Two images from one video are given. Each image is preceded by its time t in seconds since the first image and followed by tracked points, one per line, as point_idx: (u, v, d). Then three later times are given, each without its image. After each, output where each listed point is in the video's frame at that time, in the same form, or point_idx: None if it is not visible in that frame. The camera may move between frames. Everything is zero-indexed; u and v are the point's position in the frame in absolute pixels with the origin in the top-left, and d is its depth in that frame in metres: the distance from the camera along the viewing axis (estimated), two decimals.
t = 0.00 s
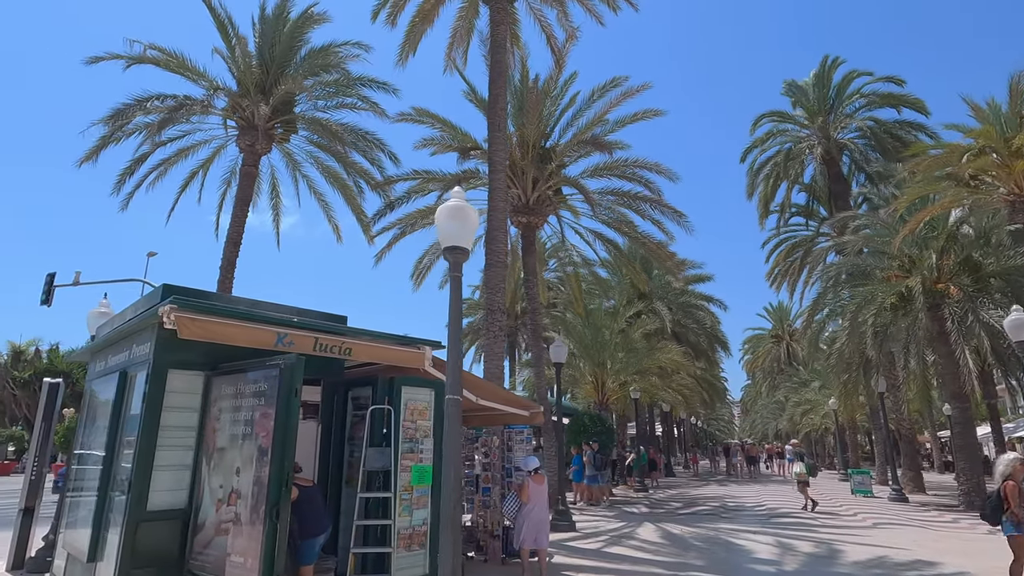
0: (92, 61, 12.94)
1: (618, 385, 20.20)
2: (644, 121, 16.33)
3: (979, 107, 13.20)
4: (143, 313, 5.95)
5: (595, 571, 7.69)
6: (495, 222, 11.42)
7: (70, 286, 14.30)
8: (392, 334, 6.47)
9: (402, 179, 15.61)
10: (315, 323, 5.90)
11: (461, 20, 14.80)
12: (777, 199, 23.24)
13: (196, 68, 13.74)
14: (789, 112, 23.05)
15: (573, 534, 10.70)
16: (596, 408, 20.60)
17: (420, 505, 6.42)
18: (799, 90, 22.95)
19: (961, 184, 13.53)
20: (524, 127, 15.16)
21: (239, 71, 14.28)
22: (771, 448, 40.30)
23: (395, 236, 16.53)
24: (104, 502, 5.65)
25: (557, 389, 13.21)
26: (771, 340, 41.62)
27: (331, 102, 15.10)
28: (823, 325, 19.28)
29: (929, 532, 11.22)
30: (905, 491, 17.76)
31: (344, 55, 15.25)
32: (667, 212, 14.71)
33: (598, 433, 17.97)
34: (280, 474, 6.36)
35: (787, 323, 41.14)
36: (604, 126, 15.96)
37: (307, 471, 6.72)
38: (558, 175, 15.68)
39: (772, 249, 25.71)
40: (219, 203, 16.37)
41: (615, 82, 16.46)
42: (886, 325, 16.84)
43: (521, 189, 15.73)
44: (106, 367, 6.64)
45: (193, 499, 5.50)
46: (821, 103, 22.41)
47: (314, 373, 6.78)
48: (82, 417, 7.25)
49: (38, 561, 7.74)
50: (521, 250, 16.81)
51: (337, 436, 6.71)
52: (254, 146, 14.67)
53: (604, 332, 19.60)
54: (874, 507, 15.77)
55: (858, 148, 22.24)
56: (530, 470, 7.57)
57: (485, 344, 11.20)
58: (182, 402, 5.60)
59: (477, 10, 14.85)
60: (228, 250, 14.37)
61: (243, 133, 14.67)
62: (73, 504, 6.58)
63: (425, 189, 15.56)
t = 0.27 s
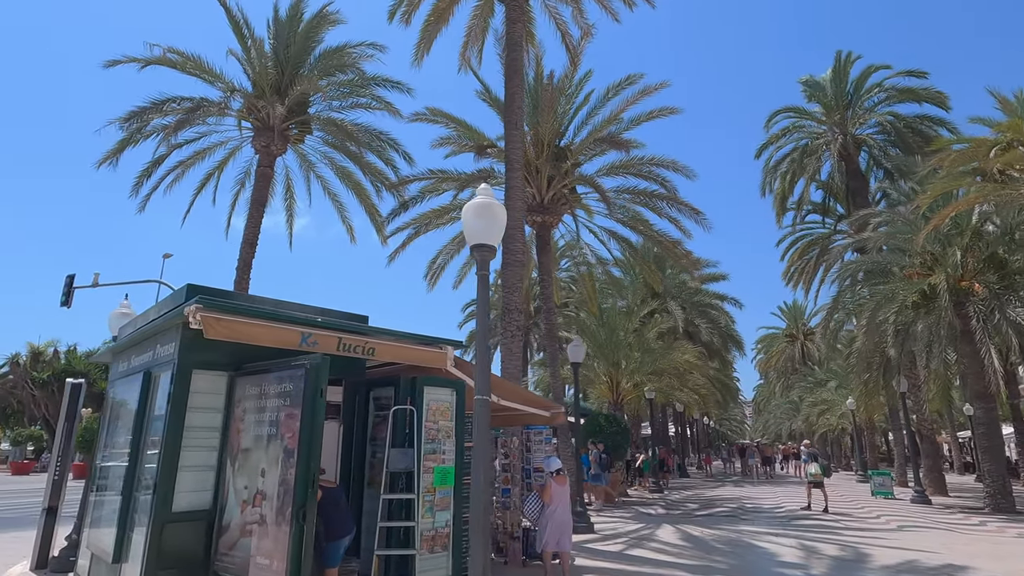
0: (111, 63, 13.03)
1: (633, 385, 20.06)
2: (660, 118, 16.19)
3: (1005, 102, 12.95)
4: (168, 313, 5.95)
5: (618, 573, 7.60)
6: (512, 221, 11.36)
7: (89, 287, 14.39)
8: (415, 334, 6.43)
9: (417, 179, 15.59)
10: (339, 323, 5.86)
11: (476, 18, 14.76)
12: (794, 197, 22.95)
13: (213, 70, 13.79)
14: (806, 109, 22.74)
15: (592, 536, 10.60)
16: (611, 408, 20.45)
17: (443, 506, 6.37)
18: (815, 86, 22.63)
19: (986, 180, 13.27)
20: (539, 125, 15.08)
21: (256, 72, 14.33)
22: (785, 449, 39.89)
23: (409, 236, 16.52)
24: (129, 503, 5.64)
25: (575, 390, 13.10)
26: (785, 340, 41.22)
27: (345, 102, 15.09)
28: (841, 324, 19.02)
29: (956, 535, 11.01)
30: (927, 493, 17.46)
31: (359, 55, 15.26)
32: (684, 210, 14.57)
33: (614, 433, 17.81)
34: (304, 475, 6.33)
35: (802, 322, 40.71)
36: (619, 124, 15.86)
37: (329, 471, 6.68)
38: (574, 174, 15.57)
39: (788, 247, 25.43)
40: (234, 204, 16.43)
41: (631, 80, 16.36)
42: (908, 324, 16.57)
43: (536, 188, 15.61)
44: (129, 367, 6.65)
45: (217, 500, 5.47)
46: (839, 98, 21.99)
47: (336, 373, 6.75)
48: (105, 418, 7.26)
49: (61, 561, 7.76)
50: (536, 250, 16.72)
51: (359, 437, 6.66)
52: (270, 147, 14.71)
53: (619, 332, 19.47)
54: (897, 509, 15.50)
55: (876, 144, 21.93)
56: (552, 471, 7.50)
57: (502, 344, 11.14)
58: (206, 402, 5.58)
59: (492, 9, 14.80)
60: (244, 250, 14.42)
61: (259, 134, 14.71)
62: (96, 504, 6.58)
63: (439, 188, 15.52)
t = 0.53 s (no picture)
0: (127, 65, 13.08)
1: (647, 386, 19.91)
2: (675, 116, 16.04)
3: None
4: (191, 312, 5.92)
5: None
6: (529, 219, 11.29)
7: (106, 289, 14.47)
8: (438, 333, 6.35)
9: (430, 179, 15.53)
10: (362, 322, 5.79)
11: (489, 17, 14.69)
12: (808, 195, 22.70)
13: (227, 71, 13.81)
14: (822, 106, 22.47)
15: (612, 538, 10.48)
16: (626, 409, 20.28)
17: (468, 507, 6.29)
18: (831, 82, 22.37)
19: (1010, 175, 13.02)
20: (554, 124, 14.97)
21: (270, 73, 14.34)
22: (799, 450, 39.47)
23: (423, 236, 16.47)
24: (155, 503, 5.61)
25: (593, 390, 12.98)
26: (797, 339, 40.81)
27: (358, 101, 15.05)
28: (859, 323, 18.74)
29: (983, 538, 10.79)
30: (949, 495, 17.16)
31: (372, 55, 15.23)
32: (701, 209, 14.41)
33: (629, 434, 17.53)
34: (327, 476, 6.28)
35: (815, 322, 40.29)
36: (634, 122, 15.72)
37: (352, 472, 6.62)
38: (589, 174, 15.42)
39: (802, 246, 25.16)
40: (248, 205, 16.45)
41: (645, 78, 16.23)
42: (925, 324, 16.08)
43: (550, 187, 15.47)
44: (151, 367, 6.63)
45: (243, 500, 5.42)
46: (854, 94, 21.77)
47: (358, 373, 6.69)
48: (127, 418, 7.25)
49: (84, 561, 7.76)
50: (549, 249, 16.61)
51: (381, 437, 6.59)
52: (284, 147, 14.71)
53: (633, 332, 19.33)
54: (919, 511, 15.25)
55: (893, 140, 21.63)
56: (577, 472, 7.42)
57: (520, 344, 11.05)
58: (230, 402, 5.53)
59: (506, 7, 14.73)
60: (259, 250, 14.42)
61: (273, 134, 14.71)
62: (120, 504, 6.57)
63: (453, 188, 15.46)
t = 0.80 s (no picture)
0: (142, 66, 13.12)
1: (662, 386, 19.76)
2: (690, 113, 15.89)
3: None
4: (216, 312, 5.89)
5: None
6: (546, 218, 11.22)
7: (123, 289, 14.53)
8: (462, 332, 6.28)
9: (444, 178, 15.48)
10: (388, 320, 5.73)
11: (502, 14, 14.61)
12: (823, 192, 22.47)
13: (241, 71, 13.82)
14: (837, 101, 22.22)
15: (632, 539, 10.38)
16: (640, 409, 20.12)
17: (493, 508, 6.22)
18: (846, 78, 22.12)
19: None
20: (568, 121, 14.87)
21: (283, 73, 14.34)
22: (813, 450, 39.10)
23: (437, 236, 16.43)
24: (181, 502, 5.58)
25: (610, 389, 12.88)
26: (810, 339, 40.46)
27: (372, 101, 15.04)
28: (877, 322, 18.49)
29: (1011, 540, 10.59)
30: (970, 496, 16.89)
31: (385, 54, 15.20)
32: (717, 207, 14.28)
33: (645, 435, 17.33)
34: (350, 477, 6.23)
35: (828, 321, 39.89)
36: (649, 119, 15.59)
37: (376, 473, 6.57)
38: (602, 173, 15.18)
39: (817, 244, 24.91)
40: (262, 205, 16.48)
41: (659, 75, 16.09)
42: (947, 321, 15.67)
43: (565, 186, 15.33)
44: (174, 367, 6.62)
45: (269, 500, 5.38)
46: (870, 90, 21.52)
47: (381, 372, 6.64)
48: (149, 418, 7.24)
49: (106, 561, 7.74)
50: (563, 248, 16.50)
51: (405, 437, 6.54)
52: (298, 147, 14.72)
53: (647, 332, 19.20)
54: (941, 512, 15.01)
55: (910, 136, 21.35)
56: (603, 472, 7.33)
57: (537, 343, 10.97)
58: (256, 402, 5.49)
59: (519, 4, 14.65)
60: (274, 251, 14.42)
61: (287, 134, 14.71)
62: (144, 504, 6.55)
63: (467, 187, 15.40)
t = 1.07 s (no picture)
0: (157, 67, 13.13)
1: (676, 385, 19.62)
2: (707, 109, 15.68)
3: None
4: (239, 311, 5.85)
5: None
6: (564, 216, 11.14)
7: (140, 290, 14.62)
8: (485, 330, 6.20)
9: (457, 176, 15.42)
10: (412, 319, 5.66)
11: (515, 11, 14.51)
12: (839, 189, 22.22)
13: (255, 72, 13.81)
14: (852, 97, 21.94)
15: (652, 539, 10.27)
16: (655, 407, 19.99)
17: (518, 509, 6.13)
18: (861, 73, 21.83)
19: None
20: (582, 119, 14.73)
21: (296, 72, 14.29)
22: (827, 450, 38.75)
23: (451, 234, 16.39)
24: (206, 503, 5.54)
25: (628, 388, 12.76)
26: (822, 338, 40.10)
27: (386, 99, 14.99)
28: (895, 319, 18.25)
29: None
30: (992, 496, 16.64)
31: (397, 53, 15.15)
32: (734, 205, 14.11)
33: (661, 434, 17.22)
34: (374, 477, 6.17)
35: (841, 319, 39.49)
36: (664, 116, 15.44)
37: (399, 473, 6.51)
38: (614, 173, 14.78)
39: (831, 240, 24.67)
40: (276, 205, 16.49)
41: (674, 71, 15.94)
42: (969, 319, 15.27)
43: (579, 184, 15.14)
44: (196, 367, 6.59)
45: (295, 501, 5.33)
46: (887, 85, 21.22)
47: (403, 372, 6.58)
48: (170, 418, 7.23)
49: (127, 562, 7.73)
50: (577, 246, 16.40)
51: (428, 438, 6.48)
52: (312, 147, 14.70)
53: (662, 330, 19.06)
54: (964, 513, 14.77)
55: (928, 131, 21.04)
56: (628, 473, 7.23)
57: (555, 342, 10.88)
58: (280, 402, 5.42)
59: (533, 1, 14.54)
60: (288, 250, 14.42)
61: (301, 134, 14.69)
62: (167, 504, 6.53)
63: (481, 186, 15.33)
